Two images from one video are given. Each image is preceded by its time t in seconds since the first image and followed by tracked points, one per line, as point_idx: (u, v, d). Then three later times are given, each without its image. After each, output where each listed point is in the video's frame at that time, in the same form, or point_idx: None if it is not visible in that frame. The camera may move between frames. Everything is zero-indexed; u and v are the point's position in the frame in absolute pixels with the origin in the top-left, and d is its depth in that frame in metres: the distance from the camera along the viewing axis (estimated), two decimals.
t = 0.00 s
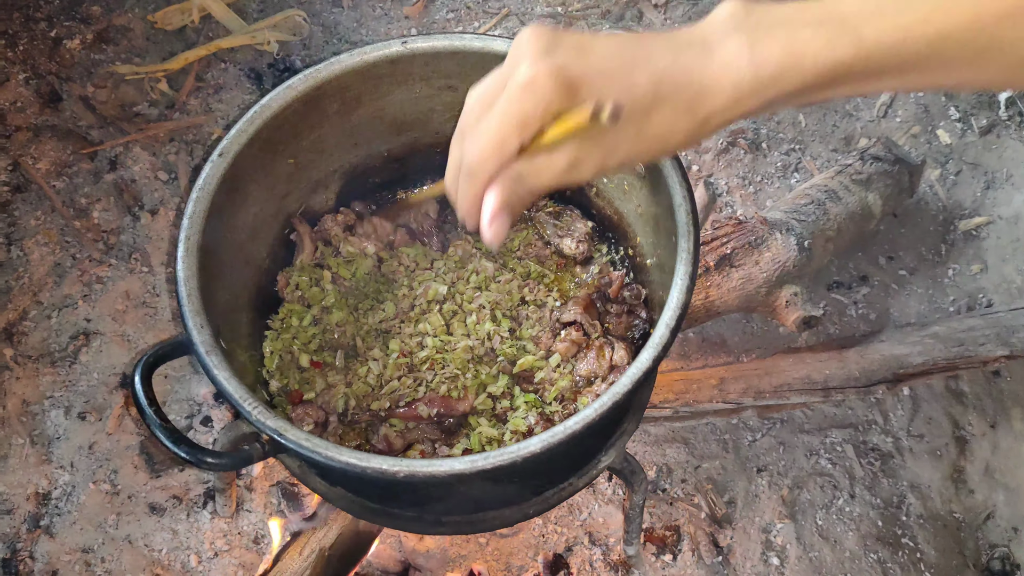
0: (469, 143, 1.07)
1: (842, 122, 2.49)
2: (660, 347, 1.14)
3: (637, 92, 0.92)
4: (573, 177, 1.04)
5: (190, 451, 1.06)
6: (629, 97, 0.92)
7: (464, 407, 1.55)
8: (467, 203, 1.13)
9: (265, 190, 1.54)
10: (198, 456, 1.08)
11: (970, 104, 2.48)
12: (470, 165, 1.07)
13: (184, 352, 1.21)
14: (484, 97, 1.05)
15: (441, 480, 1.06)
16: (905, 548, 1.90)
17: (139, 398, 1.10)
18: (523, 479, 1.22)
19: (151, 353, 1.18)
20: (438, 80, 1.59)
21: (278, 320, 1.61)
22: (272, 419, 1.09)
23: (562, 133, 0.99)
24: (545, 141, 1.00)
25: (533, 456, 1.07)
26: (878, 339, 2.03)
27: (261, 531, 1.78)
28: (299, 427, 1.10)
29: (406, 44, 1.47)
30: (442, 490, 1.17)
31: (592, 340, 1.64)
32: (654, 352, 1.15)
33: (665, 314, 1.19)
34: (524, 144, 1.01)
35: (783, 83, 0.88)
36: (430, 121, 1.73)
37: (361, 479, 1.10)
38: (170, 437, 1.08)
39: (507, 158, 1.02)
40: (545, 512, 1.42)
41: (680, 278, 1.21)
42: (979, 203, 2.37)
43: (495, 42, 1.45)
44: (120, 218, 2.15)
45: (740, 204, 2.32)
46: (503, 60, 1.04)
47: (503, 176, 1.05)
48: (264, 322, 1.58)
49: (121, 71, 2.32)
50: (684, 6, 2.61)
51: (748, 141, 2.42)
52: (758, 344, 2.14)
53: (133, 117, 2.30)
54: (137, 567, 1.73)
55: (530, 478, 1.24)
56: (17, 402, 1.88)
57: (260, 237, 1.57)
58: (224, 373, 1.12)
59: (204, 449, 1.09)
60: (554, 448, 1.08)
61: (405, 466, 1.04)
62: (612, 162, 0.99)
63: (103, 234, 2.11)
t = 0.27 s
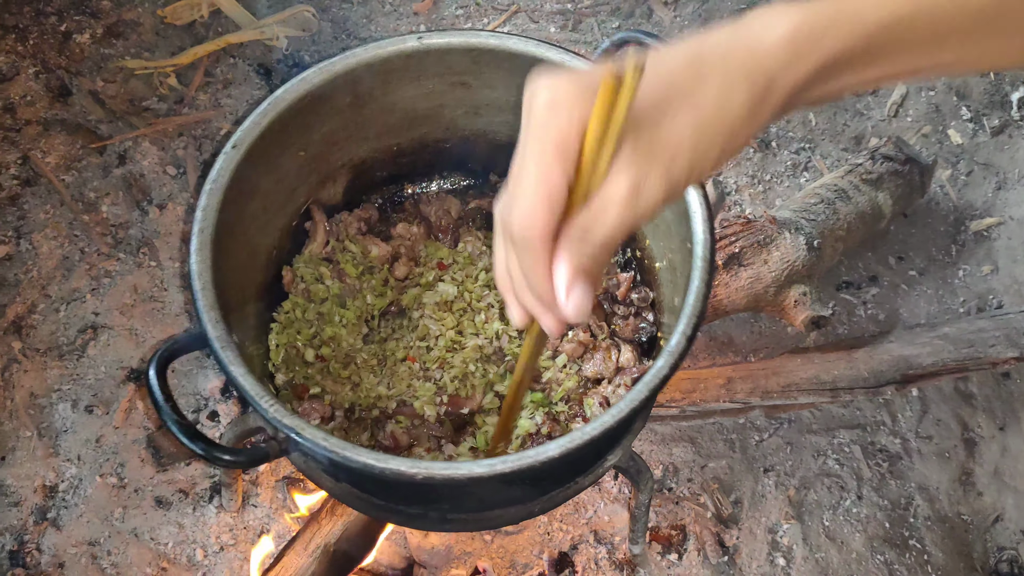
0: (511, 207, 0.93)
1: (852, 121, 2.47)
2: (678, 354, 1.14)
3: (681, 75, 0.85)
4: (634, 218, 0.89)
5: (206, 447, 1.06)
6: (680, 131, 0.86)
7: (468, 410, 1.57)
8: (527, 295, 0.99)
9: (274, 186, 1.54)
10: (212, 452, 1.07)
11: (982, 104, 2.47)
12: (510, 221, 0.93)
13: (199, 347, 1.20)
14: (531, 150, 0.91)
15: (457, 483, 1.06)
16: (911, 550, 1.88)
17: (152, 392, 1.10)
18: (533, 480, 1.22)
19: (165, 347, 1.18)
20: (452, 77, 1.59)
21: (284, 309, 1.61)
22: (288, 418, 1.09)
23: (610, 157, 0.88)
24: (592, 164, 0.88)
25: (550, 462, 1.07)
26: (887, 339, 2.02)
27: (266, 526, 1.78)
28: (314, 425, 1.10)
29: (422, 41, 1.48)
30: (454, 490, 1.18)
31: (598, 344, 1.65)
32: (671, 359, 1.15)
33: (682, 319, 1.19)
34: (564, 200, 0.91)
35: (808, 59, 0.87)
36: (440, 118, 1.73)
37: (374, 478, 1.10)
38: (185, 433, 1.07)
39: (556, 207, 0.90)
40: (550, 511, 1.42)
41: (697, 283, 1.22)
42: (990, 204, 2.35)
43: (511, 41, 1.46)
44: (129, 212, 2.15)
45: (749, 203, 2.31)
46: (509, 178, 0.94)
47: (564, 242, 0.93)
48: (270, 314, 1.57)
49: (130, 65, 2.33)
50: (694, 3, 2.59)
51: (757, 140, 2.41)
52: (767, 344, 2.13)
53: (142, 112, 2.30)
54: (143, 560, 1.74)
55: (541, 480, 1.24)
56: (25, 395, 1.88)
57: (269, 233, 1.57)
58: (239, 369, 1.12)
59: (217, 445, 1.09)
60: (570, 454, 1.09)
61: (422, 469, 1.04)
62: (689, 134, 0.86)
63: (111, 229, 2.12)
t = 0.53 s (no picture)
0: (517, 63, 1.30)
1: (859, 117, 2.46)
2: (680, 350, 1.13)
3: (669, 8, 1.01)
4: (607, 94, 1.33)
5: (207, 444, 1.07)
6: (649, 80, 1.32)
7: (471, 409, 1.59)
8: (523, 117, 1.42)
9: (278, 183, 1.54)
10: (213, 449, 1.08)
11: (989, 101, 2.45)
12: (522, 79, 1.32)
13: (202, 345, 1.21)
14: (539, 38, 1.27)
15: (458, 480, 1.06)
16: (918, 548, 1.88)
17: (155, 391, 1.11)
18: (536, 477, 1.22)
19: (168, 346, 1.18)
20: (455, 73, 1.58)
21: (286, 304, 1.60)
22: (288, 415, 1.09)
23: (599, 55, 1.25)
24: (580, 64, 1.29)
25: (551, 458, 1.07)
26: (894, 336, 2.01)
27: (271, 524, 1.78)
28: (315, 422, 1.11)
29: (424, 37, 1.47)
30: (458, 487, 1.18)
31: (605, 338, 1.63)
32: (673, 354, 1.15)
33: (684, 314, 1.18)
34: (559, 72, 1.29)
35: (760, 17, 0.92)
36: (445, 114, 1.72)
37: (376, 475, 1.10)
38: (186, 430, 1.08)
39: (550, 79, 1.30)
40: (556, 508, 1.42)
41: (700, 278, 1.21)
42: (998, 200, 2.33)
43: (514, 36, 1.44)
44: (133, 209, 2.15)
45: (755, 200, 2.30)
46: None
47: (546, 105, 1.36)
48: (274, 312, 1.58)
49: (134, 62, 2.33)
50: None
51: (763, 136, 2.39)
52: (772, 341, 2.12)
53: (146, 109, 2.30)
54: (148, 557, 1.74)
55: (544, 476, 1.23)
56: (30, 392, 1.89)
57: (272, 230, 1.56)
58: (240, 366, 1.12)
59: (220, 443, 1.09)
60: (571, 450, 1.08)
61: (422, 465, 1.04)
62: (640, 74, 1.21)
63: (115, 226, 2.12)
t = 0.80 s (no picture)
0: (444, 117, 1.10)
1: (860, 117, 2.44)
2: (678, 354, 1.12)
3: (640, 77, 1.07)
4: (545, 169, 1.14)
5: (201, 449, 1.06)
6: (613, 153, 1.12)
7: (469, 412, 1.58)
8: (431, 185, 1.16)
9: (275, 184, 1.53)
10: (207, 454, 1.07)
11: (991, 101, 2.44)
12: (442, 136, 1.10)
13: (197, 348, 1.20)
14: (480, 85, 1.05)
15: (454, 484, 1.05)
16: (918, 551, 1.87)
17: (149, 394, 1.10)
18: (533, 480, 1.21)
19: (162, 348, 1.17)
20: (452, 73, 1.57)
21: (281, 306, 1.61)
22: (283, 419, 1.08)
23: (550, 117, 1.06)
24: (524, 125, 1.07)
25: (548, 462, 1.06)
26: (894, 338, 2.00)
27: (268, 525, 1.78)
28: (310, 426, 1.10)
29: (421, 37, 1.46)
30: (455, 491, 1.17)
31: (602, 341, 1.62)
32: (670, 358, 1.14)
33: (682, 318, 1.17)
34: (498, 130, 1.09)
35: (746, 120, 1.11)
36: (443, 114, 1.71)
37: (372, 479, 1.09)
38: (180, 434, 1.07)
39: (484, 138, 1.09)
40: (553, 511, 1.41)
41: (698, 280, 1.20)
42: (1000, 201, 2.32)
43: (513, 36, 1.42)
44: (132, 209, 2.15)
45: (755, 201, 2.29)
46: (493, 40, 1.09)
47: (471, 170, 1.13)
48: (271, 313, 1.58)
49: (133, 61, 2.32)
50: None
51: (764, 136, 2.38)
52: (772, 343, 2.11)
53: (145, 109, 2.29)
54: (145, 559, 1.73)
55: (540, 480, 1.23)
56: (28, 392, 1.88)
57: (269, 232, 1.56)
58: (235, 369, 1.12)
59: (214, 447, 1.09)
60: (568, 454, 1.08)
61: (417, 470, 1.04)
62: (592, 154, 1.12)
63: (114, 226, 2.12)
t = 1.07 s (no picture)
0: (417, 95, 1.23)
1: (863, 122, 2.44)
2: (673, 355, 1.12)
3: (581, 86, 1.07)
4: (495, 146, 1.15)
5: (192, 451, 1.06)
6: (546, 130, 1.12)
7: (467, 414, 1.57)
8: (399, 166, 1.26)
9: (274, 186, 1.52)
10: (199, 456, 1.07)
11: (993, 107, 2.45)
12: (407, 118, 1.22)
13: (192, 350, 1.20)
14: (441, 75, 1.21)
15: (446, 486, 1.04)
16: (918, 558, 1.86)
17: (142, 395, 1.09)
18: (528, 483, 1.20)
19: (156, 350, 1.17)
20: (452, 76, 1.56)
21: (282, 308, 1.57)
22: (275, 421, 1.08)
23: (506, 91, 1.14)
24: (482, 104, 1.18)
25: (541, 464, 1.05)
26: (895, 344, 1.99)
27: (266, 527, 1.77)
28: (303, 429, 1.09)
29: (419, 40, 1.45)
30: (451, 494, 1.16)
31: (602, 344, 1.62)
32: (666, 360, 1.13)
33: (678, 319, 1.17)
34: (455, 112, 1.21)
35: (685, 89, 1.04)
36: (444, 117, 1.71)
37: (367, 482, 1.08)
38: (172, 437, 1.07)
39: (442, 118, 1.21)
40: (553, 516, 1.40)
41: (694, 283, 1.20)
42: (1001, 207, 2.32)
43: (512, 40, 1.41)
44: (131, 209, 2.14)
45: (757, 205, 2.28)
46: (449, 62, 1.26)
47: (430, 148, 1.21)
48: (271, 317, 1.56)
49: (134, 60, 2.32)
50: (703, 2, 2.56)
51: (766, 140, 2.38)
52: (773, 347, 2.10)
53: (146, 108, 2.28)
54: (141, 561, 1.73)
55: (537, 483, 1.22)
56: (25, 392, 1.88)
57: (268, 234, 1.56)
58: (229, 372, 1.11)
59: (206, 449, 1.08)
60: (561, 456, 1.07)
61: (410, 472, 1.03)
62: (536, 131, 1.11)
63: (113, 225, 2.11)
